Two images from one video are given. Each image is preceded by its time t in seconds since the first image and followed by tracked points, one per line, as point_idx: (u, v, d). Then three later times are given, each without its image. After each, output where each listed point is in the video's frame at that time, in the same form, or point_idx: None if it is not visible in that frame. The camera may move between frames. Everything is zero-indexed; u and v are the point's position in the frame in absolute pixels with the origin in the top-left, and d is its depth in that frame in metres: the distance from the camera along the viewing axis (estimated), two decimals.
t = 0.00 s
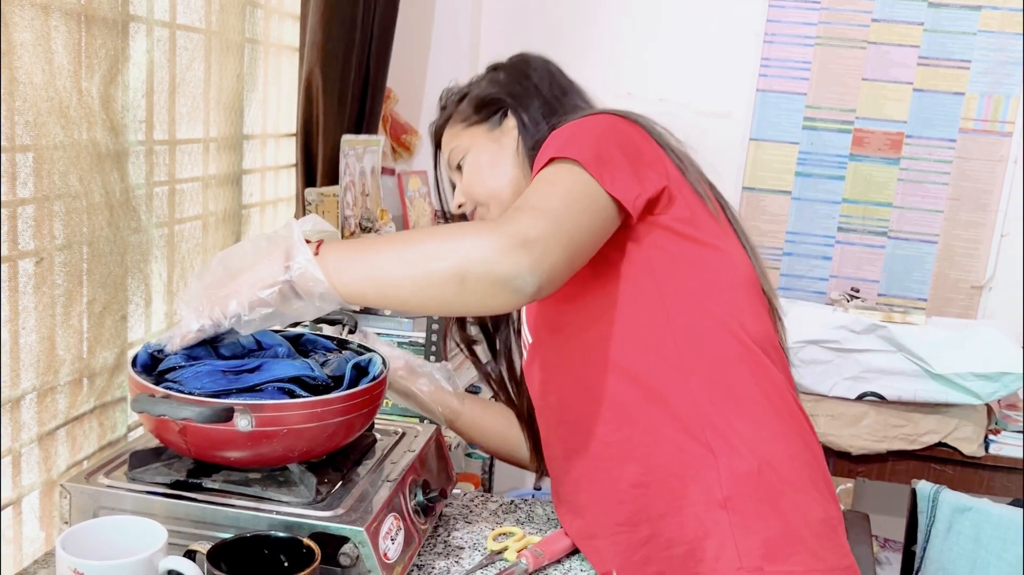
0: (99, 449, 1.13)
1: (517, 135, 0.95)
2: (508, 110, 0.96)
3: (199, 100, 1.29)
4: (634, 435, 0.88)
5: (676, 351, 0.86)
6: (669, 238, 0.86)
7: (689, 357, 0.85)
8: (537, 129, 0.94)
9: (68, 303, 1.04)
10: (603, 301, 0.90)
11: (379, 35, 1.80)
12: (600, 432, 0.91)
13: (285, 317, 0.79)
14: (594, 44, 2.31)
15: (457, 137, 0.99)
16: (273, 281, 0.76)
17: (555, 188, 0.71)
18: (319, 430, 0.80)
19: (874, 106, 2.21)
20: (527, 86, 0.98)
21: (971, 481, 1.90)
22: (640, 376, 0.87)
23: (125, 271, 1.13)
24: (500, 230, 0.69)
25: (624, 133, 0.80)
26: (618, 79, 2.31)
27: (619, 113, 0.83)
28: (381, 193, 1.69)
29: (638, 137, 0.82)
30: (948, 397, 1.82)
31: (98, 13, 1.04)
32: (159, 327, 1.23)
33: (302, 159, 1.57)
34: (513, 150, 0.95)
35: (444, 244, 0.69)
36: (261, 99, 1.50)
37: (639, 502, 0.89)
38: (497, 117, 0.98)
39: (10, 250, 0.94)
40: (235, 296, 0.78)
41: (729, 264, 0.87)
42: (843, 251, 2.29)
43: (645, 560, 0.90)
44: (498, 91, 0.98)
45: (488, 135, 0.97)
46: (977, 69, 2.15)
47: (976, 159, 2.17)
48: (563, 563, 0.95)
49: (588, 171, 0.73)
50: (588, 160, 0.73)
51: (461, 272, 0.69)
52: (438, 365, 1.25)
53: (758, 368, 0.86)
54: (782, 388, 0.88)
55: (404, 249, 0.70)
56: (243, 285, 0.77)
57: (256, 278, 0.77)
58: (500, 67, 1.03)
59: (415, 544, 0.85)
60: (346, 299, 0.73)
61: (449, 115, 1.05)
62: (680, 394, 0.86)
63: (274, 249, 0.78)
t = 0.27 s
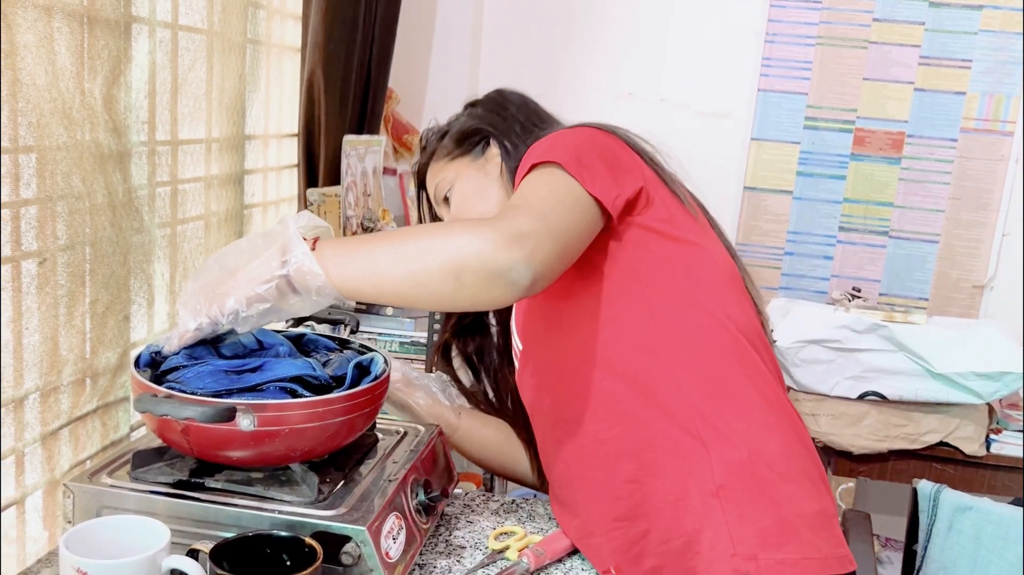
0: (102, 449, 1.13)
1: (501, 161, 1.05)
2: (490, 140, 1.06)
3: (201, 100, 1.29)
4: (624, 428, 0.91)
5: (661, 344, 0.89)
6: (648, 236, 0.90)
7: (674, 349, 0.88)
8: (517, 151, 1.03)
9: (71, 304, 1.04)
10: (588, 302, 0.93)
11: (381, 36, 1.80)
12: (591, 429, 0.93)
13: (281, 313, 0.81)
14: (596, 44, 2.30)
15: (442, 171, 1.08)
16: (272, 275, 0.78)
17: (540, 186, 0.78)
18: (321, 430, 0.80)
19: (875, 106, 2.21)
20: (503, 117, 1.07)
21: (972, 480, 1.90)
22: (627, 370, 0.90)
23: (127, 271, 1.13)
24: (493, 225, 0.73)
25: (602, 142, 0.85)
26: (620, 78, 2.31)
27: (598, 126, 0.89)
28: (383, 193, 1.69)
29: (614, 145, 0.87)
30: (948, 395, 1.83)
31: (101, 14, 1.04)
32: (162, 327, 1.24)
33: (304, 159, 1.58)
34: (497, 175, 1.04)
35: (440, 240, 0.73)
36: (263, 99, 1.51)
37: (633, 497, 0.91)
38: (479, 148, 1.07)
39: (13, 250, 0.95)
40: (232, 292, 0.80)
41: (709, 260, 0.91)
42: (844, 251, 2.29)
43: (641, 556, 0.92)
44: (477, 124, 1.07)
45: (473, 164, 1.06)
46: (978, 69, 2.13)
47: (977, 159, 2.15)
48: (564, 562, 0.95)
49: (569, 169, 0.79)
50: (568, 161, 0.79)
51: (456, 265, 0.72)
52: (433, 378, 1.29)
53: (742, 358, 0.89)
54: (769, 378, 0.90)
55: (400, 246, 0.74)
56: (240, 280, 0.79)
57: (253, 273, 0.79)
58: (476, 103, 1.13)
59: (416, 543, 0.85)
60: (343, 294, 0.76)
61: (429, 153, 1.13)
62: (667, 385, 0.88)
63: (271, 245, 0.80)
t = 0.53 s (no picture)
0: (104, 448, 1.13)
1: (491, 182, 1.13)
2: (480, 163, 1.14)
3: (203, 100, 1.30)
4: (621, 429, 0.91)
5: (654, 344, 0.89)
6: (640, 238, 0.91)
7: (668, 348, 0.89)
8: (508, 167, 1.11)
9: (73, 303, 1.04)
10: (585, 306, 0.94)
11: (383, 36, 1.80)
12: (590, 430, 0.94)
13: (279, 312, 0.81)
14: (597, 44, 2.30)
15: (436, 198, 1.16)
16: (269, 273, 0.78)
17: (531, 191, 0.80)
18: (323, 429, 0.80)
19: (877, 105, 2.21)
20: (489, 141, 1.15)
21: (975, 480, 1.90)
22: (622, 372, 0.91)
23: (130, 271, 1.13)
24: (488, 224, 0.74)
25: (593, 149, 0.87)
26: (622, 78, 2.32)
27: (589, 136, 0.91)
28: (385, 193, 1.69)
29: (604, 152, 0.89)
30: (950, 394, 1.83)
31: (103, 14, 1.04)
32: (164, 327, 1.24)
33: (306, 159, 1.58)
34: (491, 194, 1.12)
35: (435, 237, 0.74)
36: (265, 99, 1.51)
37: (633, 498, 0.91)
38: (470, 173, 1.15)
39: (16, 250, 0.95)
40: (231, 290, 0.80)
41: (701, 259, 0.91)
42: (846, 250, 2.29)
43: (642, 556, 0.92)
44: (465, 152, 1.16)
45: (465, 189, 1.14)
46: (980, 68, 2.10)
47: (980, 159, 2.11)
48: (565, 561, 0.96)
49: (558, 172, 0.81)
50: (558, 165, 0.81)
51: (449, 261, 0.73)
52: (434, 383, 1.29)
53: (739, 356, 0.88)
54: (767, 377, 0.90)
55: (396, 242, 0.75)
56: (238, 278, 0.80)
57: (250, 272, 0.79)
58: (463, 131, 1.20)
59: (418, 542, 0.85)
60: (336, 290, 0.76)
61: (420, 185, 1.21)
62: (661, 384, 0.89)
63: (266, 244, 0.81)
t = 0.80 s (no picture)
0: (108, 445, 1.13)
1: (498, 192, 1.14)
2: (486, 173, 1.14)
3: (207, 98, 1.30)
4: (624, 429, 0.91)
5: (659, 344, 0.89)
6: (644, 238, 0.91)
7: (671, 349, 0.89)
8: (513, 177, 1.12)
9: (78, 301, 1.04)
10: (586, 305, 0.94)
11: (387, 33, 1.80)
12: (592, 430, 0.94)
13: (282, 307, 0.81)
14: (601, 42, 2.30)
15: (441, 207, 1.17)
16: (273, 268, 0.78)
17: (536, 190, 0.79)
18: (327, 426, 0.80)
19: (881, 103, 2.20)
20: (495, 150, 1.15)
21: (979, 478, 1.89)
22: (627, 371, 0.90)
23: (134, 269, 1.13)
24: (490, 220, 0.74)
25: (597, 148, 0.87)
26: (626, 76, 2.31)
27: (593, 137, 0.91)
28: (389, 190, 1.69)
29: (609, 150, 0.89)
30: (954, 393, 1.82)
31: (108, 12, 1.04)
32: (168, 324, 1.24)
33: (310, 156, 1.58)
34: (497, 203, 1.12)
35: (439, 232, 0.74)
36: (269, 97, 1.51)
37: (635, 499, 0.91)
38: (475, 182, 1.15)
39: (20, 247, 0.95)
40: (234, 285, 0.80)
41: (704, 259, 0.91)
42: (850, 248, 2.29)
43: (643, 557, 0.92)
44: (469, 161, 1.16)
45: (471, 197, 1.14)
46: (985, 65, 2.14)
47: (984, 156, 2.17)
48: (568, 559, 0.96)
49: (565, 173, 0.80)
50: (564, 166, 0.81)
51: (452, 256, 0.73)
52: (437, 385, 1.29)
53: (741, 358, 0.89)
54: (769, 379, 0.91)
55: (401, 236, 0.75)
56: (241, 274, 0.80)
57: (254, 268, 0.80)
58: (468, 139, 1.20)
59: (422, 539, 0.85)
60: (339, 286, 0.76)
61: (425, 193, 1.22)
62: (666, 383, 0.89)
63: (271, 239, 0.81)
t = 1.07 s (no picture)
0: (114, 442, 1.14)
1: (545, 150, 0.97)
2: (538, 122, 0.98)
3: (213, 95, 1.30)
4: (648, 447, 0.89)
5: (693, 368, 0.86)
6: (679, 246, 0.84)
7: (693, 368, 0.86)
8: (568, 134, 0.96)
9: (83, 298, 1.04)
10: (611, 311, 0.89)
11: (392, 31, 1.80)
12: (609, 439, 0.92)
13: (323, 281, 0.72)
14: (606, 41, 2.31)
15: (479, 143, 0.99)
16: (319, 239, 0.69)
17: (576, 195, 0.69)
18: (332, 423, 0.80)
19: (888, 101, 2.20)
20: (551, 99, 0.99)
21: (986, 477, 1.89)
22: (657, 389, 0.87)
23: (140, 266, 1.14)
24: (551, 240, 0.64)
25: (645, 140, 0.77)
26: (632, 74, 2.31)
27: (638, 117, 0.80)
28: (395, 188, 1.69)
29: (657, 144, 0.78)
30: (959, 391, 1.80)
31: (113, 10, 1.04)
32: (174, 322, 1.24)
33: (316, 154, 1.58)
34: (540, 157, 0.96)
35: (493, 242, 0.65)
36: (275, 95, 1.51)
37: (642, 508, 0.91)
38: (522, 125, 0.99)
39: (26, 244, 0.95)
40: (273, 253, 0.71)
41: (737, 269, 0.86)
42: (856, 246, 2.28)
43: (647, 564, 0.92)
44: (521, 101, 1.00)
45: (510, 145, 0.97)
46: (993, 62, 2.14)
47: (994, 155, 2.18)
48: (573, 557, 0.96)
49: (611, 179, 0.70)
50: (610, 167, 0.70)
51: (507, 281, 0.64)
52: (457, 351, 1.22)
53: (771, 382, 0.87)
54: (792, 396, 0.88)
55: (449, 238, 0.66)
56: (282, 241, 0.71)
57: (295, 235, 0.70)
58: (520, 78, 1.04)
59: (426, 536, 0.85)
60: (383, 270, 0.67)
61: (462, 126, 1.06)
62: (698, 408, 0.86)
63: (322, 202, 0.72)
